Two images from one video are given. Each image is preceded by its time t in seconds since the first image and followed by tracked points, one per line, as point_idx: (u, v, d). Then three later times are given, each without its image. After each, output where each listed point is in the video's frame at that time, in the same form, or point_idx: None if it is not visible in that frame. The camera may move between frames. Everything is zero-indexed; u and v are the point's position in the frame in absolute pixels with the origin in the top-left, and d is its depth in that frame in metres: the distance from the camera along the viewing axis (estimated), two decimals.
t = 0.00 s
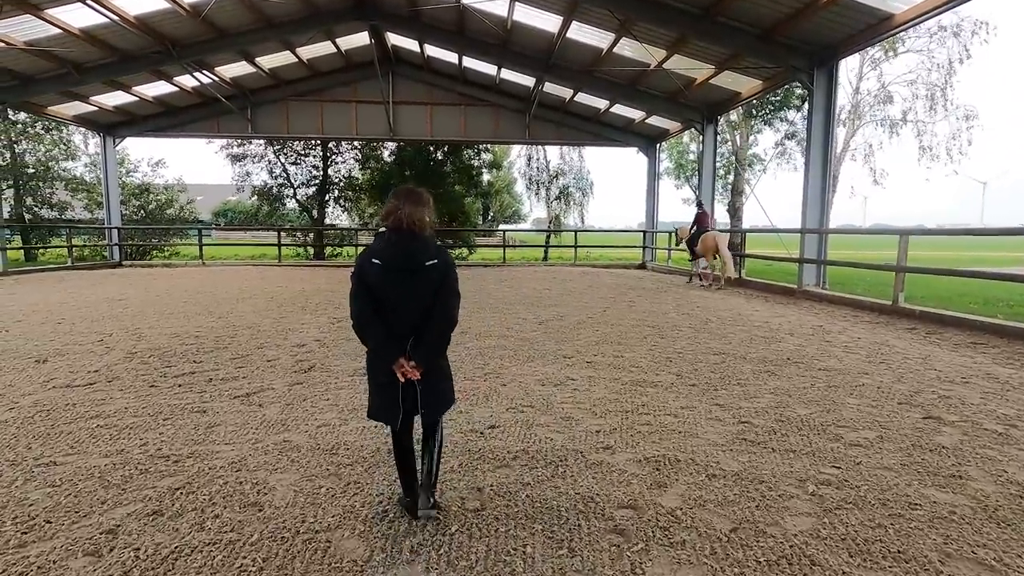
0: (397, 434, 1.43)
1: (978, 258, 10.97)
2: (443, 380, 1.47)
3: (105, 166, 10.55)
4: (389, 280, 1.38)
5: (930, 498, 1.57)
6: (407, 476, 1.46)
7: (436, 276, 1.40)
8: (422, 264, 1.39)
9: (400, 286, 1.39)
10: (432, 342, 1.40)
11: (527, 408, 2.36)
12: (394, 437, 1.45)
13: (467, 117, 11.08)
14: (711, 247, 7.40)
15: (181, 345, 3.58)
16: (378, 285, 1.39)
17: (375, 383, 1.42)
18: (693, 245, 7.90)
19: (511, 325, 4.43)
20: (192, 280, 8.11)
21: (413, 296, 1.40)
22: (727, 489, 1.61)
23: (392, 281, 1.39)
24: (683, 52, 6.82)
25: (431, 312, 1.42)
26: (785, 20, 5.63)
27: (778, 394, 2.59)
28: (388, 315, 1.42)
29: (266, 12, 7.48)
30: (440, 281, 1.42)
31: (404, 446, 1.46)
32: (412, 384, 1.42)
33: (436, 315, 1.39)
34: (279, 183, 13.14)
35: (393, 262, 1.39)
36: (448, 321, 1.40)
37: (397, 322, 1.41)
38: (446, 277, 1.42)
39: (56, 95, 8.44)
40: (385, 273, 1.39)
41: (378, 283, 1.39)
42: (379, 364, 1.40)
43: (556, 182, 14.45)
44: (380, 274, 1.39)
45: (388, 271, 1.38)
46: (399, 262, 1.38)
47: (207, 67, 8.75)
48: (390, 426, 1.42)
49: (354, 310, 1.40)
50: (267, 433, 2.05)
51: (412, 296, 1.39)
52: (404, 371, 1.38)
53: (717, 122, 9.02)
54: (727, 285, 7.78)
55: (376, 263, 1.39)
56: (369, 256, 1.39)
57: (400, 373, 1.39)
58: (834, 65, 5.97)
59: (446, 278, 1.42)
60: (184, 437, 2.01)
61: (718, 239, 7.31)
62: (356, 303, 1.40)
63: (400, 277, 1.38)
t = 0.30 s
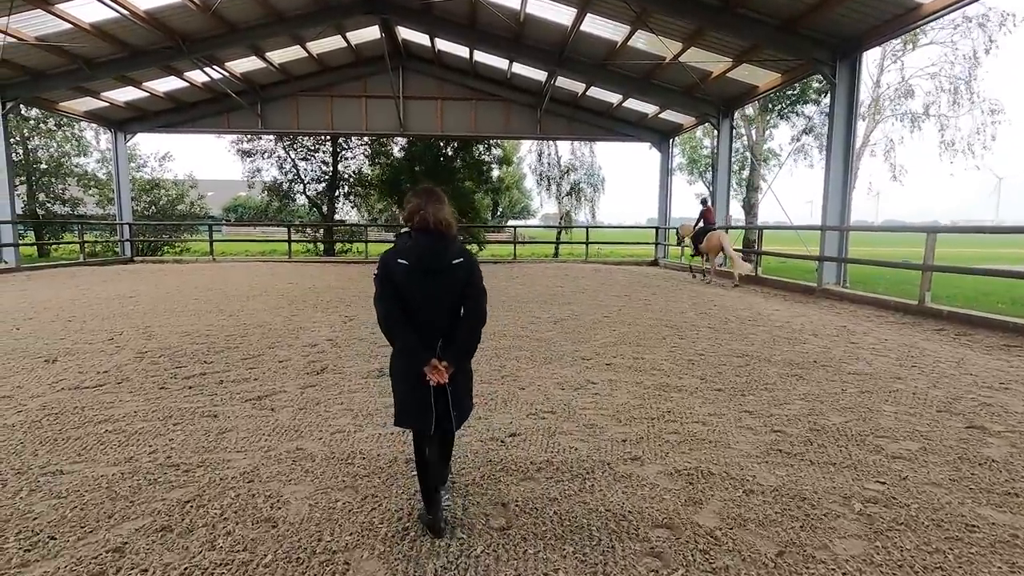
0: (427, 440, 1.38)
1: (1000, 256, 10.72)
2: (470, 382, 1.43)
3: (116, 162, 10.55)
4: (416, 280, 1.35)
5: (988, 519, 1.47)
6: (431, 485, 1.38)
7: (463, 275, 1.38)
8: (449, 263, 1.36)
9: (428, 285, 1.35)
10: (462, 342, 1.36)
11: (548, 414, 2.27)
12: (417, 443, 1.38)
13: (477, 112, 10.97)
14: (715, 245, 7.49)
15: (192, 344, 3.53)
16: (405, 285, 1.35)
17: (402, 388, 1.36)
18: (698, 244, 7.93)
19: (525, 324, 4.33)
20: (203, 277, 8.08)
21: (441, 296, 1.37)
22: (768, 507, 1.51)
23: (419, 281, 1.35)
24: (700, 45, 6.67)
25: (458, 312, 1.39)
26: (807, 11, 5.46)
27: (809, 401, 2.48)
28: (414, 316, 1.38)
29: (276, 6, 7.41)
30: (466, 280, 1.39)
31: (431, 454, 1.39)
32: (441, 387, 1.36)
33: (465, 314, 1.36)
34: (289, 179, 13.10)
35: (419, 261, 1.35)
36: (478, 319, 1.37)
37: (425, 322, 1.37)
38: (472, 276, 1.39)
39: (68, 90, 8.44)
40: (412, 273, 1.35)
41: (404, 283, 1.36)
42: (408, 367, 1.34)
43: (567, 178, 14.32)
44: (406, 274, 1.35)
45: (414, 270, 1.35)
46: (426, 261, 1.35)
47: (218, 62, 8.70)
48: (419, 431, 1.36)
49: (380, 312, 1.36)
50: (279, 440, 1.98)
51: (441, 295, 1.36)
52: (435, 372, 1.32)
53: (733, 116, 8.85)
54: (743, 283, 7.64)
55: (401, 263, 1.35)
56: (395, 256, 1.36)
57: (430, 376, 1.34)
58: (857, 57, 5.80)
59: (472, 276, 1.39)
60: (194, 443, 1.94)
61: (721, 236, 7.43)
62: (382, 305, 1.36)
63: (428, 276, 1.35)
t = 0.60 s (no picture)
0: (449, 439, 1.33)
1: None
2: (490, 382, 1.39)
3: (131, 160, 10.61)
4: (439, 278, 1.30)
5: None
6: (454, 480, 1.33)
7: (485, 273, 1.34)
8: (471, 261, 1.32)
9: (451, 284, 1.31)
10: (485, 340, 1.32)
11: (569, 420, 2.18)
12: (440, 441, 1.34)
13: (490, 109, 10.89)
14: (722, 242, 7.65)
15: (203, 343, 3.48)
16: (427, 283, 1.31)
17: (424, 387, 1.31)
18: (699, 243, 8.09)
19: (540, 324, 4.24)
20: (216, 275, 8.08)
21: (463, 294, 1.33)
22: (810, 524, 1.41)
23: (442, 280, 1.31)
24: (718, 39, 6.52)
25: (478, 310, 1.36)
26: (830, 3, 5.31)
27: (841, 407, 2.37)
28: (436, 315, 1.33)
29: (289, 2, 7.37)
30: (487, 279, 1.35)
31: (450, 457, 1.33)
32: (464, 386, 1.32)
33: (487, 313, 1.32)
34: (301, 177, 13.11)
35: (442, 258, 1.31)
36: (499, 317, 1.34)
37: (447, 321, 1.33)
38: (492, 274, 1.36)
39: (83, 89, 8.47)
40: (435, 270, 1.30)
41: (427, 281, 1.31)
42: (431, 366, 1.30)
43: (580, 175, 14.19)
44: (429, 272, 1.30)
45: (436, 269, 1.30)
46: (449, 258, 1.30)
47: (230, 60, 8.69)
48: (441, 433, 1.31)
49: (402, 311, 1.31)
50: (291, 445, 1.91)
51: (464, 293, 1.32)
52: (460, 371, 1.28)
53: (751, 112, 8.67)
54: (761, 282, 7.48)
55: (423, 261, 1.31)
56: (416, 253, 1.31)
57: (453, 373, 1.29)
58: (882, 50, 5.63)
59: (492, 275, 1.36)
60: (202, 448, 1.87)
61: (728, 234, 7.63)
62: (404, 303, 1.31)
63: (451, 274, 1.30)
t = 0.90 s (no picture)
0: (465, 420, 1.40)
1: None
2: (505, 365, 1.45)
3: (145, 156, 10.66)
4: (456, 264, 1.37)
5: None
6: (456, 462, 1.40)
7: (501, 261, 1.41)
8: (488, 249, 1.39)
9: (468, 270, 1.38)
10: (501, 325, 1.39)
11: (587, 422, 2.08)
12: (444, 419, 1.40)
13: (502, 103, 10.77)
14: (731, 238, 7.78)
15: (212, 340, 3.43)
16: (445, 269, 1.37)
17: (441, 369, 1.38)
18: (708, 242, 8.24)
19: (555, 322, 4.13)
20: (229, 270, 8.08)
21: (480, 280, 1.39)
22: (854, 543, 1.30)
23: (460, 266, 1.38)
24: (737, 29, 6.35)
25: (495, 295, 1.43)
26: None
27: (875, 411, 2.24)
28: (453, 300, 1.40)
29: None
30: (502, 266, 1.42)
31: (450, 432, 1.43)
32: (481, 369, 1.39)
33: (503, 299, 1.39)
34: (313, 173, 13.10)
35: (459, 246, 1.37)
36: (515, 303, 1.41)
37: (465, 306, 1.40)
38: (508, 261, 1.42)
39: (97, 85, 8.50)
40: (452, 257, 1.37)
41: (444, 268, 1.38)
42: (448, 349, 1.36)
43: (594, 171, 14.04)
44: (447, 258, 1.37)
45: (454, 255, 1.37)
46: (466, 246, 1.37)
47: (242, 55, 8.67)
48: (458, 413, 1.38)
49: (420, 295, 1.37)
50: (297, 447, 1.83)
51: (481, 280, 1.38)
52: (475, 355, 1.35)
53: (770, 104, 8.46)
54: (780, 279, 7.31)
55: (441, 247, 1.37)
56: (435, 240, 1.37)
57: (470, 356, 1.36)
58: (910, 39, 5.43)
59: (508, 262, 1.42)
60: (205, 450, 1.80)
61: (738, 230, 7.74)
62: (423, 288, 1.37)
63: (468, 261, 1.37)
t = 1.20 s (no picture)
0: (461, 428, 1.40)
1: None
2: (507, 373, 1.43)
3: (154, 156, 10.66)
4: (457, 269, 1.37)
5: None
6: (444, 461, 1.48)
7: (503, 266, 1.39)
8: (489, 254, 1.38)
9: (468, 275, 1.37)
10: (499, 332, 1.37)
11: (600, 438, 1.96)
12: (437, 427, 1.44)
13: (511, 102, 10.65)
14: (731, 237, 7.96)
15: (213, 344, 3.34)
16: (445, 273, 1.38)
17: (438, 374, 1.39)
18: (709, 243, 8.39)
19: (564, 326, 4.01)
20: (235, 271, 8.02)
21: (481, 286, 1.38)
22: None
23: (460, 270, 1.38)
24: (752, 24, 6.19)
25: (496, 302, 1.42)
26: None
27: (908, 426, 2.10)
28: (454, 305, 1.40)
29: None
30: (505, 271, 1.40)
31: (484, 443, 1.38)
32: (479, 376, 1.38)
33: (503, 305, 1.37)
34: (321, 172, 13.06)
35: (459, 249, 1.37)
36: (516, 311, 1.39)
37: (465, 311, 1.39)
38: (511, 267, 1.41)
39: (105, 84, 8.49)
40: (453, 261, 1.37)
41: (445, 271, 1.38)
42: (445, 353, 1.37)
43: (603, 170, 13.89)
44: (447, 263, 1.37)
45: (455, 259, 1.37)
46: (466, 249, 1.36)
47: (250, 54, 8.62)
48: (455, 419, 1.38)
49: (419, 298, 1.38)
50: (293, 464, 1.73)
51: (481, 284, 1.38)
52: (471, 361, 1.34)
53: (784, 102, 8.28)
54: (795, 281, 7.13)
55: (442, 251, 1.37)
56: (437, 243, 1.38)
57: (466, 364, 1.35)
58: (932, 33, 5.25)
59: (511, 268, 1.40)
60: (197, 467, 1.70)
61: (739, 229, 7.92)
62: (422, 291, 1.38)
63: (468, 265, 1.37)
